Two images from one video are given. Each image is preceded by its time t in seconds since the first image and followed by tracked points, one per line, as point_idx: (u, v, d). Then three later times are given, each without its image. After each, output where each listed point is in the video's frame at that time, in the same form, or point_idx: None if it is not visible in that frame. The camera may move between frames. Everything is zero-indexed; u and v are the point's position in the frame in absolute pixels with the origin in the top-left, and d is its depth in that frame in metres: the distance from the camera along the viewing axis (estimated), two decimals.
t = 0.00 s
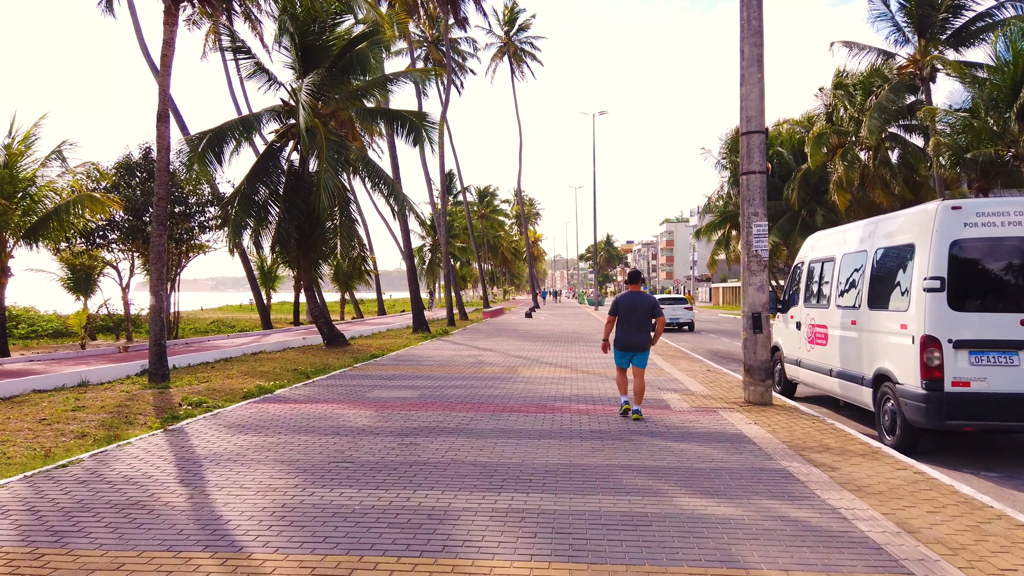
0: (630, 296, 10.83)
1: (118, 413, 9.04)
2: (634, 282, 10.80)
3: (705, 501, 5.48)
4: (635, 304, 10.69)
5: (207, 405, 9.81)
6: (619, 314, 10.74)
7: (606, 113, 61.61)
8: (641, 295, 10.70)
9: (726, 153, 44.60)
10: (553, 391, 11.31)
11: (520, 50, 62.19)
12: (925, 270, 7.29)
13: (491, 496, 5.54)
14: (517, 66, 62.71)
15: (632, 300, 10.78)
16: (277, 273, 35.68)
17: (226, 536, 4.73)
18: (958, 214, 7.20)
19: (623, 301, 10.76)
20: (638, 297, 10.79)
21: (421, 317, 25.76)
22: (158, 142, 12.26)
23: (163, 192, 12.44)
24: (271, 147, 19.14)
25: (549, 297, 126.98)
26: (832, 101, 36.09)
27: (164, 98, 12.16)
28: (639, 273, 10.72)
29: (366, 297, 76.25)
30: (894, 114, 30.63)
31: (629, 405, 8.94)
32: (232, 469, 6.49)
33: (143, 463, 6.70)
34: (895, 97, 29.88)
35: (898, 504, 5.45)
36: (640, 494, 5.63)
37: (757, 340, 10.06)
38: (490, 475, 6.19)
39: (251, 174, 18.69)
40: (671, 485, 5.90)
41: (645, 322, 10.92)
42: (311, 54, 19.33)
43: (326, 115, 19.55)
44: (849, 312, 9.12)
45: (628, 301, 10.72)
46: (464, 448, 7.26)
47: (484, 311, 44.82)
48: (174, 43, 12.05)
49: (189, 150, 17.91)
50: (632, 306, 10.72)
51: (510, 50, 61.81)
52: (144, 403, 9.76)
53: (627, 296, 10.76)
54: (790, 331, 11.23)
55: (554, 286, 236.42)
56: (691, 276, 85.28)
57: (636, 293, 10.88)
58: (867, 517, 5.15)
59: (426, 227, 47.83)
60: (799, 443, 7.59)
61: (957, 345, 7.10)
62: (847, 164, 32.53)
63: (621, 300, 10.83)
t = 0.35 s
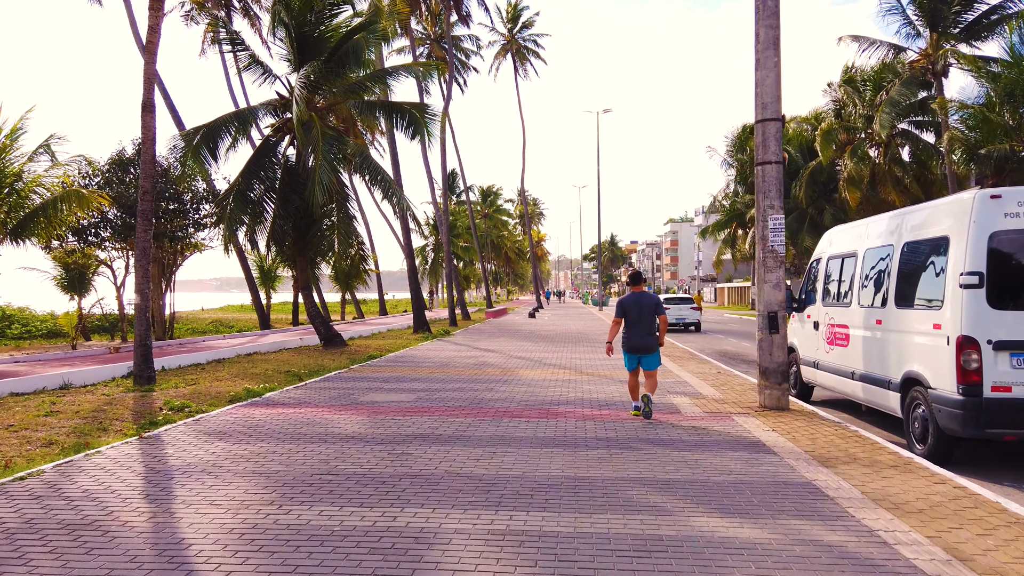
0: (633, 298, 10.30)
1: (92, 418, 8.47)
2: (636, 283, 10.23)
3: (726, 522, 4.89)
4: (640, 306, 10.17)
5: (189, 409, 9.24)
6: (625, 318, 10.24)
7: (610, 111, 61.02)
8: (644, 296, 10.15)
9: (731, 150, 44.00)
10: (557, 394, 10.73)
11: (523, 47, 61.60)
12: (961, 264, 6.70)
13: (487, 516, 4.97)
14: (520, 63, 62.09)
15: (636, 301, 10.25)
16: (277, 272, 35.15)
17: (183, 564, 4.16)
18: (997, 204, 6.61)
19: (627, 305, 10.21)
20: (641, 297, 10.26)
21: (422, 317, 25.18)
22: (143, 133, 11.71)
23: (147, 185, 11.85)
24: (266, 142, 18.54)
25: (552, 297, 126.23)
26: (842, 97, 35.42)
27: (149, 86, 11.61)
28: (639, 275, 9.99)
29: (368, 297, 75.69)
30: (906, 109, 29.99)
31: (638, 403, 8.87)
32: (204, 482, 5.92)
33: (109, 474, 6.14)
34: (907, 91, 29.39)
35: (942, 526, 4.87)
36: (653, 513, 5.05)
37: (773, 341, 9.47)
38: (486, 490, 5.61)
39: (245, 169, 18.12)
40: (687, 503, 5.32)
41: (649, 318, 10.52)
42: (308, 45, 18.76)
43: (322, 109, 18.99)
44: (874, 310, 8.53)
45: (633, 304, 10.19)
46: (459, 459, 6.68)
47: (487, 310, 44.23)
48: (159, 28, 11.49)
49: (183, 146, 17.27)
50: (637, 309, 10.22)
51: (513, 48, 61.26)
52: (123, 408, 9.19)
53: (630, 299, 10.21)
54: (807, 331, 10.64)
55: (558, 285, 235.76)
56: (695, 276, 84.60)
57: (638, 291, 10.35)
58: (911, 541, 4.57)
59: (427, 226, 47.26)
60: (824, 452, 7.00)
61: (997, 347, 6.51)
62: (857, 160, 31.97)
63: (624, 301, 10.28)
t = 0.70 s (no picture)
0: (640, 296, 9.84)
1: (64, 425, 7.96)
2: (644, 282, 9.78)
3: (748, 546, 4.36)
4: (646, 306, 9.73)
5: (169, 414, 8.72)
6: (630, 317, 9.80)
7: (613, 109, 60.42)
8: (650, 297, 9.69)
9: (737, 148, 43.40)
10: (559, 398, 10.20)
11: (525, 45, 61.11)
12: (998, 259, 6.16)
13: (479, 539, 4.44)
14: (522, 61, 61.56)
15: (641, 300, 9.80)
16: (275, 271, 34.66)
17: None
18: None
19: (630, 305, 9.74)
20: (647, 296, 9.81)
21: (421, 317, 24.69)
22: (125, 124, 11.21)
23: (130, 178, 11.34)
24: (259, 136, 18.01)
25: (554, 297, 125.68)
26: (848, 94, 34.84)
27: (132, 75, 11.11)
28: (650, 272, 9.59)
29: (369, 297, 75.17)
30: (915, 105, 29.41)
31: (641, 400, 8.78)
32: (171, 498, 5.41)
33: (69, 488, 5.64)
34: (916, 86, 28.81)
35: (991, 550, 4.33)
36: (665, 535, 4.53)
37: (788, 342, 8.93)
38: (480, 508, 5.08)
39: (238, 165, 17.57)
40: (702, 523, 4.79)
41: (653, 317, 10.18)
42: (303, 37, 18.28)
43: (317, 102, 18.47)
44: (896, 310, 8.00)
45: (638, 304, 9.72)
46: (452, 470, 6.16)
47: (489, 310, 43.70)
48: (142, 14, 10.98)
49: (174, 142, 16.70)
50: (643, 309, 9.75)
51: (515, 46, 60.77)
52: (99, 413, 8.69)
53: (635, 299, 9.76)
54: (822, 332, 10.12)
55: (560, 285, 235.19)
56: (699, 276, 84.06)
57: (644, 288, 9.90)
58: (958, 569, 4.03)
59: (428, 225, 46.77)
60: (848, 463, 6.46)
61: None
62: (866, 157, 31.45)
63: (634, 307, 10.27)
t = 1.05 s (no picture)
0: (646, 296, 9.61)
1: (30, 440, 7.42)
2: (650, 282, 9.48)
3: None
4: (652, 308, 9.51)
5: (145, 426, 8.17)
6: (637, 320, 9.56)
7: (613, 108, 59.94)
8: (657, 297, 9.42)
9: (738, 147, 42.87)
10: (561, 408, 9.68)
11: (524, 43, 60.59)
12: None
13: None
14: (521, 60, 61.04)
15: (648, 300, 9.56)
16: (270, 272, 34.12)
17: None
18: None
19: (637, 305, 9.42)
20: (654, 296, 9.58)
21: (417, 318, 24.18)
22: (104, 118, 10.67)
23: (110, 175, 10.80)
24: (249, 133, 17.45)
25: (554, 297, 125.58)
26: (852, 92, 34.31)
27: (111, 66, 10.58)
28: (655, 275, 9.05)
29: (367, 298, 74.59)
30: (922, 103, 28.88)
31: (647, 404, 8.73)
32: (132, 528, 4.88)
33: (20, 517, 5.11)
34: (923, 84, 28.28)
35: None
36: None
37: (804, 351, 8.43)
38: (474, 542, 4.56)
39: (229, 163, 17.00)
40: (724, 562, 4.27)
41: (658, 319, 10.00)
42: (296, 31, 17.76)
43: (309, 99, 17.92)
44: (922, 317, 7.45)
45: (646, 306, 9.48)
46: (445, 495, 5.63)
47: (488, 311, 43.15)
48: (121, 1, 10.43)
49: (160, 138, 16.11)
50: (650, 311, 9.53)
51: (514, 44, 60.28)
52: (71, 425, 8.13)
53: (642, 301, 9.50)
54: (838, 338, 9.58)
55: (560, 286, 234.68)
56: (699, 276, 83.61)
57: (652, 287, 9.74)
58: None
59: (426, 224, 46.24)
60: (877, 485, 5.93)
61: None
62: (871, 157, 30.96)
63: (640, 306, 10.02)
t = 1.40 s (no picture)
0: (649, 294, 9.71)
1: None
2: (650, 280, 9.65)
3: None
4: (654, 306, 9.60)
5: (119, 433, 7.60)
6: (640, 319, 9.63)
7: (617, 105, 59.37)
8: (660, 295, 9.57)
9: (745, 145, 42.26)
10: (565, 412, 9.09)
11: (528, 41, 60.05)
12: None
13: None
14: (525, 58, 60.50)
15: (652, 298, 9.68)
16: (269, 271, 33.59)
17: None
18: None
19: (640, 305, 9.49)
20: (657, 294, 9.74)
21: (416, 318, 23.61)
22: (84, 104, 10.13)
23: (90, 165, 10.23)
24: (242, 125, 16.88)
25: (556, 298, 124.91)
26: (862, 88, 33.66)
27: (91, 50, 10.05)
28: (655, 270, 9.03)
29: (368, 297, 74.04)
30: (933, 97, 28.23)
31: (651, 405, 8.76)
32: (81, 552, 4.31)
33: None
34: (934, 77, 27.65)
35: None
36: None
37: (828, 352, 7.84)
38: (468, 571, 3.98)
39: (221, 156, 16.45)
40: None
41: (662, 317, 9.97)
42: (290, 21, 17.27)
43: (305, 91, 17.39)
44: (958, 315, 6.86)
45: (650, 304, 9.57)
46: (437, 512, 5.05)
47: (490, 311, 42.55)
48: None
49: (148, 130, 15.54)
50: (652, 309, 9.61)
51: (517, 42, 59.76)
52: (39, 431, 7.56)
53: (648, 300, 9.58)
54: (862, 339, 8.99)
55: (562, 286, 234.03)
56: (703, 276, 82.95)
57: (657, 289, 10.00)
58: None
59: (428, 223, 45.67)
60: (916, 501, 5.34)
61: None
62: (880, 152, 30.30)
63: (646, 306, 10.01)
